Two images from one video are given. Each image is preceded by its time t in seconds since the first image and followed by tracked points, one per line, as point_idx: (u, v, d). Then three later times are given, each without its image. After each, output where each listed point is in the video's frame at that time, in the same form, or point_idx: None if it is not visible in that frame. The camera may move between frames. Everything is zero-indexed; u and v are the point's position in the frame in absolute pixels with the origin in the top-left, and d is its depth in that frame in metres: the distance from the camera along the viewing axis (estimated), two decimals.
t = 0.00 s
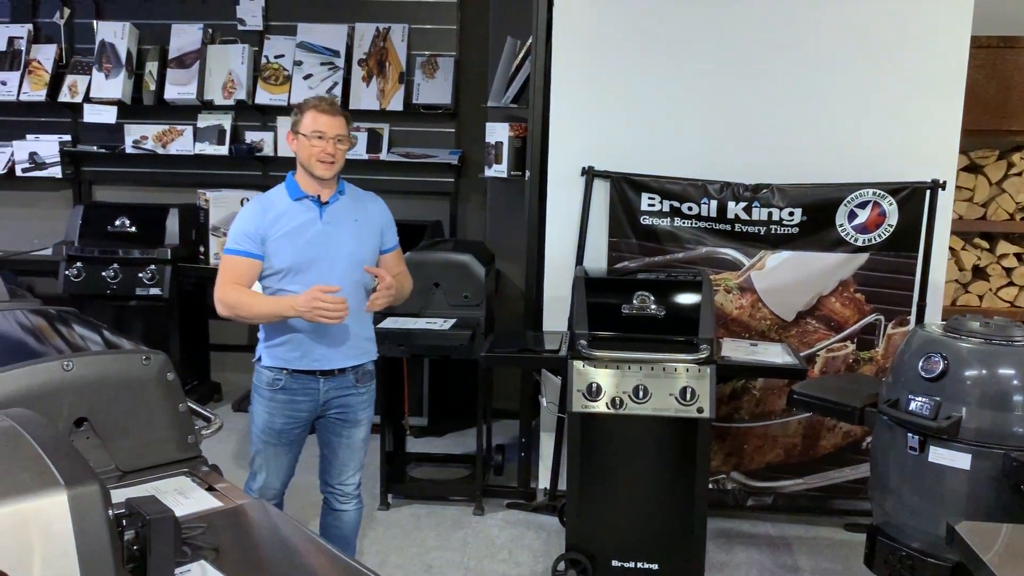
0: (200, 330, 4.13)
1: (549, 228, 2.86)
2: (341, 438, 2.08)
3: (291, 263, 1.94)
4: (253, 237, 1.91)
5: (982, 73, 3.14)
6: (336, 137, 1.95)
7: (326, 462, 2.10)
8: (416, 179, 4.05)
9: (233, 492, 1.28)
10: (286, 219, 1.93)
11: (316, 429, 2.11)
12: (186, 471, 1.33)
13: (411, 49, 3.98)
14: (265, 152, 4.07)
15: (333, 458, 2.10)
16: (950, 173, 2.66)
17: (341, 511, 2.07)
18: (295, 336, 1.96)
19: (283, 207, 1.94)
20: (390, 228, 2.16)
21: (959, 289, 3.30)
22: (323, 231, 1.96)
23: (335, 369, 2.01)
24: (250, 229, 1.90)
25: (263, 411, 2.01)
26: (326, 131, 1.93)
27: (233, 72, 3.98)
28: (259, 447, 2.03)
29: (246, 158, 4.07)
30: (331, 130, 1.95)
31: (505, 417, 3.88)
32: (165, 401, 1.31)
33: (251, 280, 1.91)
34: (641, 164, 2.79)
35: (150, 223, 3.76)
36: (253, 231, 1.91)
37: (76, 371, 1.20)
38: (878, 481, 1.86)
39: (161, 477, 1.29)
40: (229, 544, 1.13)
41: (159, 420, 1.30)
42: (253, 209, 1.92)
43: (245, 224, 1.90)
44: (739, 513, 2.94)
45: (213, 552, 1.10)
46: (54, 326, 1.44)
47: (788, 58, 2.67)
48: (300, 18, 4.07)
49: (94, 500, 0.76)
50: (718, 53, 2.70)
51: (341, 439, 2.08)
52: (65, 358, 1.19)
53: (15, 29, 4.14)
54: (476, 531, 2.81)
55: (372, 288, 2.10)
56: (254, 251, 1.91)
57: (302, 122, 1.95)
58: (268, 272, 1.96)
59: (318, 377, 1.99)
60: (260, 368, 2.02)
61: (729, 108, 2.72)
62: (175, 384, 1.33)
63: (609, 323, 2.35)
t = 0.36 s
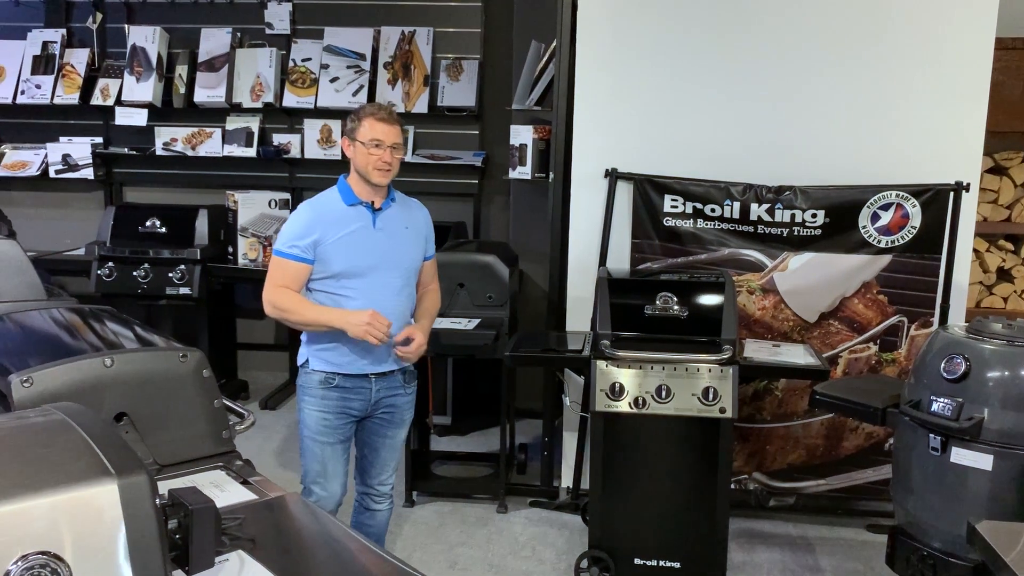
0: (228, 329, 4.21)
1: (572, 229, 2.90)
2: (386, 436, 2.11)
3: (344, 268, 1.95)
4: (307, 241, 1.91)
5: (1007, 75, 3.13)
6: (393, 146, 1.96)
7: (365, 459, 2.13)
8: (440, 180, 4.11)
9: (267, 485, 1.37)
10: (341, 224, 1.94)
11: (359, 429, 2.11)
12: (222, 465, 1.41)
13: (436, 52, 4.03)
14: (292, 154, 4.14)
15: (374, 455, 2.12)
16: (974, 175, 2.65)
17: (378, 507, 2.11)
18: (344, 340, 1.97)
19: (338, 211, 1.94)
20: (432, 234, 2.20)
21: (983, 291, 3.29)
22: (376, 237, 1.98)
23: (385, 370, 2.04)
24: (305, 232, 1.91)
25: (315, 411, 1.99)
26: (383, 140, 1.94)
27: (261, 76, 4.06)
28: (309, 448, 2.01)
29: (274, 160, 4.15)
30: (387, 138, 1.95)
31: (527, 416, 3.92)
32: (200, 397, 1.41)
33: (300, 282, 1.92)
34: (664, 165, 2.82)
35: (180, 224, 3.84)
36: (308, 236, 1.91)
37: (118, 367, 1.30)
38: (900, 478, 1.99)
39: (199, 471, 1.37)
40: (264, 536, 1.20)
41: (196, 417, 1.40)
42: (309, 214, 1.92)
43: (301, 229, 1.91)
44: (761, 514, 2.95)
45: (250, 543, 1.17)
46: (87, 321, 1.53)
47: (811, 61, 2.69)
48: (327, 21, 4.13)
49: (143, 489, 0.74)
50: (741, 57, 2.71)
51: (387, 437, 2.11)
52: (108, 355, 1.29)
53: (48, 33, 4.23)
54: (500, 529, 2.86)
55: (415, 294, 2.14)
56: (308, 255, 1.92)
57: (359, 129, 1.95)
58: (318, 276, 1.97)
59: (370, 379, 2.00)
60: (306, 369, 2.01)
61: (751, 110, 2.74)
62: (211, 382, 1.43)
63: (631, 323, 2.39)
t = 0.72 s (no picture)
0: (244, 327, 4.27)
1: (586, 228, 2.93)
2: (411, 437, 2.12)
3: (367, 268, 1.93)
4: (331, 242, 1.89)
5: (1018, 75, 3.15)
6: (408, 146, 1.95)
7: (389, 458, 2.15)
8: (453, 179, 4.16)
9: (292, 476, 1.41)
10: (362, 226, 1.93)
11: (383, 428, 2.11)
12: (247, 457, 1.46)
13: (450, 53, 4.07)
14: (308, 155, 4.19)
15: (397, 455, 2.14)
16: (984, 175, 2.67)
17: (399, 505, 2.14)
18: (370, 344, 1.95)
19: (359, 214, 1.94)
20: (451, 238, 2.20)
21: (994, 291, 3.31)
22: (399, 238, 1.97)
23: (412, 373, 2.02)
24: (328, 233, 1.89)
25: (344, 414, 1.97)
26: (399, 141, 1.93)
27: (277, 77, 4.11)
28: (337, 449, 1.99)
29: (289, 160, 4.21)
30: (402, 138, 1.95)
31: (539, 414, 3.96)
32: (227, 390, 1.46)
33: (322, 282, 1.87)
34: (677, 165, 2.85)
35: (198, 224, 3.90)
36: (331, 235, 1.90)
37: (147, 362, 1.35)
38: (911, 475, 2.02)
39: (227, 462, 1.42)
40: (291, 524, 1.25)
41: (223, 410, 1.45)
42: (331, 216, 1.92)
43: (324, 230, 1.89)
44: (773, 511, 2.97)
45: (279, 530, 1.22)
46: (108, 315, 1.64)
47: (822, 62, 2.71)
48: (342, 24, 4.18)
49: (183, 473, 0.78)
50: (753, 59, 2.74)
51: (411, 438, 2.12)
52: (137, 350, 1.35)
53: (68, 36, 4.29)
54: (514, 524, 2.90)
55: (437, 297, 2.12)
56: (331, 255, 1.89)
57: (375, 131, 1.95)
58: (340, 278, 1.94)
59: (397, 381, 1.99)
60: (332, 373, 1.99)
61: (763, 111, 2.77)
62: (236, 375, 1.48)
63: (644, 321, 2.42)
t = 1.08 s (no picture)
0: (252, 326, 4.31)
1: (591, 228, 2.96)
2: (424, 442, 2.14)
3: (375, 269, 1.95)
4: (336, 247, 1.91)
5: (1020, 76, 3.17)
6: (411, 144, 1.97)
7: (403, 464, 2.17)
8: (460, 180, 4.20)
9: (306, 470, 1.45)
10: (366, 228, 1.95)
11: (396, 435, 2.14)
12: (262, 453, 1.49)
13: (456, 55, 4.11)
14: (315, 156, 4.23)
15: (411, 461, 2.16)
16: (987, 175, 2.70)
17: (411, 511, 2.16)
18: (383, 346, 1.97)
19: (364, 216, 1.96)
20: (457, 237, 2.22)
21: (996, 290, 3.33)
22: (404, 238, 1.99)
23: (424, 377, 2.04)
24: (333, 238, 1.91)
25: (358, 422, 1.99)
26: (401, 139, 1.95)
27: (285, 79, 4.14)
28: (351, 457, 2.02)
29: (297, 161, 4.24)
30: (404, 136, 1.96)
31: (545, 413, 3.99)
32: (243, 387, 1.49)
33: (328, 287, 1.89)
34: (682, 166, 2.88)
35: (206, 225, 3.94)
36: (336, 240, 1.91)
37: (166, 359, 1.38)
38: (914, 472, 2.05)
39: (244, 458, 1.46)
40: (308, 517, 1.28)
41: (240, 405, 1.48)
42: (335, 222, 1.93)
43: (330, 236, 1.91)
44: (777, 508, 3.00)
45: (297, 523, 1.25)
46: (119, 313, 1.68)
47: (826, 64, 2.74)
48: (350, 26, 4.22)
49: (208, 464, 0.81)
50: (758, 61, 2.77)
51: (425, 443, 2.14)
52: (156, 348, 1.38)
53: (78, 38, 4.34)
54: (521, 521, 2.92)
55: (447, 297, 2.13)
56: (338, 260, 1.91)
57: (376, 131, 1.97)
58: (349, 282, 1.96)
59: (410, 387, 2.01)
60: (344, 380, 2.01)
61: (768, 112, 2.80)
62: (252, 372, 1.51)
63: (651, 320, 2.45)
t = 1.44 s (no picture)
0: (256, 326, 4.34)
1: (593, 228, 2.99)
2: (425, 447, 2.15)
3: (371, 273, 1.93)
4: (332, 254, 1.89)
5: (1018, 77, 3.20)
6: (389, 134, 1.93)
7: (405, 468, 2.18)
8: (463, 180, 4.23)
9: (315, 464, 1.48)
10: (361, 231, 1.92)
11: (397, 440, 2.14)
12: (272, 447, 1.53)
13: (459, 57, 4.14)
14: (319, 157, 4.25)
15: (413, 465, 2.17)
16: (985, 175, 2.73)
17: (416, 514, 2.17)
18: (382, 351, 1.97)
19: (358, 218, 1.92)
20: (454, 233, 2.19)
21: (995, 289, 3.36)
22: (400, 239, 1.96)
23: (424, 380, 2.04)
24: (327, 245, 1.89)
25: (357, 428, 1.99)
26: (377, 129, 1.93)
27: (289, 80, 4.17)
28: (351, 463, 2.02)
29: (301, 162, 4.28)
30: (381, 127, 1.94)
31: (547, 411, 4.02)
32: (253, 383, 1.52)
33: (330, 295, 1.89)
34: (684, 166, 2.91)
35: (212, 225, 3.97)
36: (330, 247, 1.89)
37: (177, 355, 1.42)
38: (913, 467, 2.08)
39: (254, 452, 1.50)
40: (318, 508, 1.31)
41: (250, 400, 1.51)
42: (327, 225, 1.91)
43: (322, 241, 1.89)
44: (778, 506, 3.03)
45: (307, 514, 1.28)
46: (126, 310, 1.72)
47: (827, 67, 2.77)
48: (353, 28, 4.26)
49: (224, 456, 0.85)
50: (759, 63, 2.80)
51: (426, 448, 2.15)
52: (168, 344, 1.41)
53: (84, 40, 4.37)
54: (524, 518, 2.95)
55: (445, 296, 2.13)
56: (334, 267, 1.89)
57: (356, 127, 1.97)
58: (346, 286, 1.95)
59: (410, 392, 2.01)
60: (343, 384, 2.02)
61: (768, 114, 2.83)
62: (261, 368, 1.55)
63: (652, 319, 2.48)
